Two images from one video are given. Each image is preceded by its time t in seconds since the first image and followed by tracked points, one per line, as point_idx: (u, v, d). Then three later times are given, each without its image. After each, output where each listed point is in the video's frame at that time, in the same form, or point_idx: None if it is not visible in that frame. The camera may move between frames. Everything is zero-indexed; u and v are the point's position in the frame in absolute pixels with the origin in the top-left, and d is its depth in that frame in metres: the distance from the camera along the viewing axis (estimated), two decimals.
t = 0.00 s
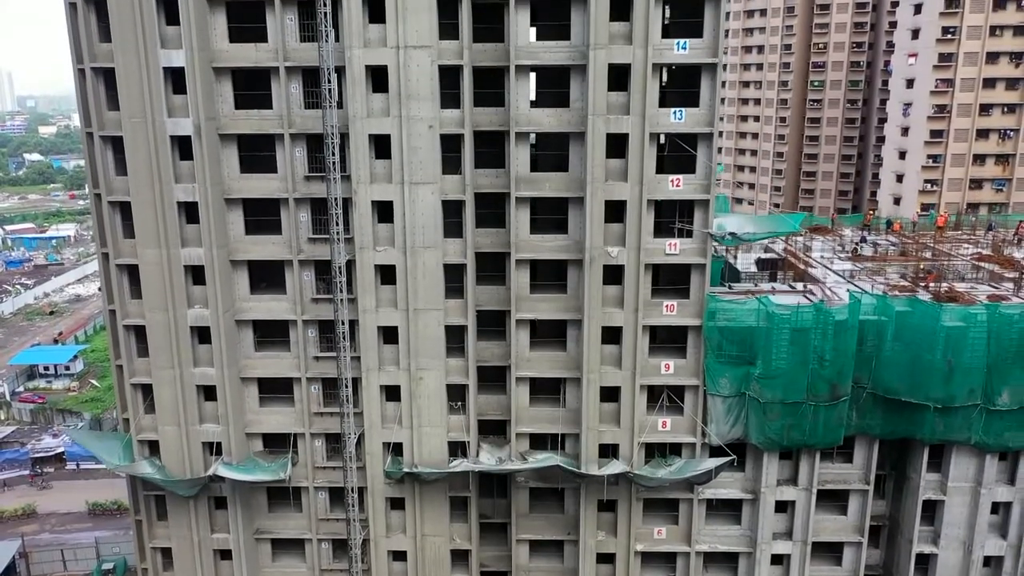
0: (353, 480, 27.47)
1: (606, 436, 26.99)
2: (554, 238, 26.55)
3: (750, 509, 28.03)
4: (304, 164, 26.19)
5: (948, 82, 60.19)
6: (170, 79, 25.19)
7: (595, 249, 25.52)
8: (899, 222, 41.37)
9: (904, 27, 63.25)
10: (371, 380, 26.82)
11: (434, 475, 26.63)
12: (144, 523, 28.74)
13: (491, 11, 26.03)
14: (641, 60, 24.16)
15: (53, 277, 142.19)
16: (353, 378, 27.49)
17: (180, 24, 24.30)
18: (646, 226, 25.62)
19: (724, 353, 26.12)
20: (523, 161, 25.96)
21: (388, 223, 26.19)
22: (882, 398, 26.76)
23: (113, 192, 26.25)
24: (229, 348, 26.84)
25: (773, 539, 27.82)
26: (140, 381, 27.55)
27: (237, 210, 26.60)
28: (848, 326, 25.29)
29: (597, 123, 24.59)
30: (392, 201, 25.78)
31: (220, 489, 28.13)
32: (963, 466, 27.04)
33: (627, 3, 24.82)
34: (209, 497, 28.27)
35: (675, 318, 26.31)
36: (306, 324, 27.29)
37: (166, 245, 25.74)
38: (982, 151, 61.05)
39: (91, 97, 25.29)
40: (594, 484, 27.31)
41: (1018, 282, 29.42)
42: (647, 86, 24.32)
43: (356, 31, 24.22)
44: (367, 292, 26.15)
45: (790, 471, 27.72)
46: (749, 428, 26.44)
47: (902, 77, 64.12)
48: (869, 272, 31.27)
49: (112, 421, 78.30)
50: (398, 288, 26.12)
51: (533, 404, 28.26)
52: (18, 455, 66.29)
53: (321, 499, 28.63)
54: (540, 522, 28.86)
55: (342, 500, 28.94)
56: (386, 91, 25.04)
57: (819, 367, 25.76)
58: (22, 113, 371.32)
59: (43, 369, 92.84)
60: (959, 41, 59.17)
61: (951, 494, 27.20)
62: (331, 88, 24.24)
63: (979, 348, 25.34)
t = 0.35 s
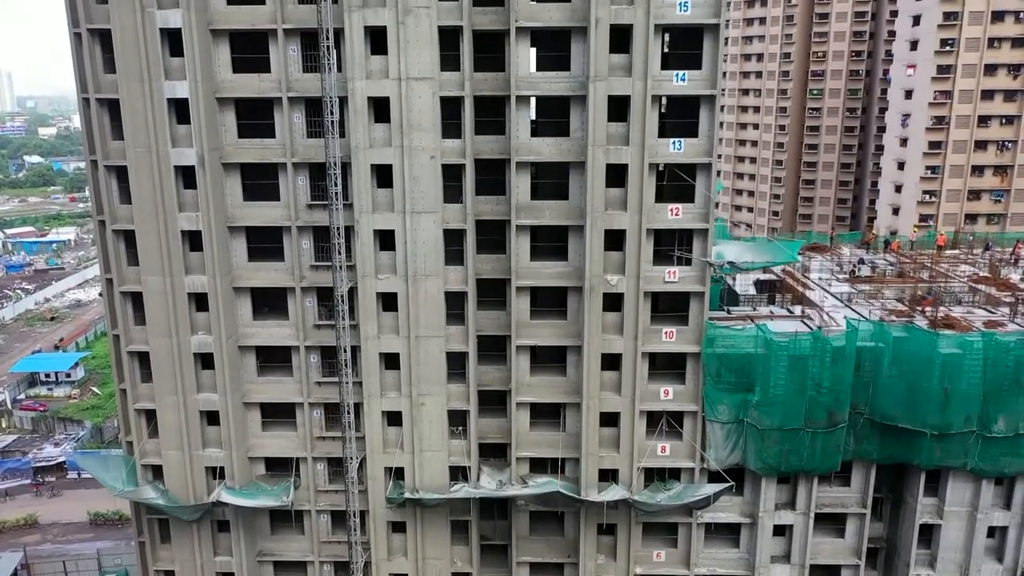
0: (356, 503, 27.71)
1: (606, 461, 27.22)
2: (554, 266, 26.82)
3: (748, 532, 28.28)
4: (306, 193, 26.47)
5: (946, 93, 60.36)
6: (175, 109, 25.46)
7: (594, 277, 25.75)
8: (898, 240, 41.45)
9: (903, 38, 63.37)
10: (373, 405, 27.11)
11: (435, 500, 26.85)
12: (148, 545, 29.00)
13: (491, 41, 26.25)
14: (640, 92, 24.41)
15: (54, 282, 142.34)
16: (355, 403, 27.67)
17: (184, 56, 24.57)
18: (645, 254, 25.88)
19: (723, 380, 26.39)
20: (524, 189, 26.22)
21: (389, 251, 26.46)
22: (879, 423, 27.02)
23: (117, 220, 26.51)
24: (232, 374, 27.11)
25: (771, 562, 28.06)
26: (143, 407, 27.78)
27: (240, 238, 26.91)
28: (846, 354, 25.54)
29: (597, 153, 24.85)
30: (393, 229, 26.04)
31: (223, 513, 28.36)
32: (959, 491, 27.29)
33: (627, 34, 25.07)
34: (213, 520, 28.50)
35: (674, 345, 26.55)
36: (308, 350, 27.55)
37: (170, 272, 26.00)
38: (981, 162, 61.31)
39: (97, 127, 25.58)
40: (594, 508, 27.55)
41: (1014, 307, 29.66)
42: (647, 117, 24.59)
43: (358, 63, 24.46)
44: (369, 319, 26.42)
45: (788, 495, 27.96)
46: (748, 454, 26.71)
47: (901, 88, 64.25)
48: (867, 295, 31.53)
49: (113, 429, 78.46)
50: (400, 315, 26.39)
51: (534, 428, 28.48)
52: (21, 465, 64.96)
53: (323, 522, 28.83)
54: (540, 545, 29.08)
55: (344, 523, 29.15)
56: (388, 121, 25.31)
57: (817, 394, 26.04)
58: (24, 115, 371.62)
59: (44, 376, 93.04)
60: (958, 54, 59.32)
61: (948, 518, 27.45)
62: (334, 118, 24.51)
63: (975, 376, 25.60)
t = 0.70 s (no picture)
0: (357, 525, 27.97)
1: (605, 483, 27.44)
2: (553, 290, 27.07)
3: (746, 554, 28.52)
4: (308, 219, 26.73)
5: (945, 104, 60.49)
6: (178, 137, 25.73)
7: (593, 303, 25.98)
8: (895, 257, 41.65)
9: (901, 48, 63.55)
10: (374, 429, 27.40)
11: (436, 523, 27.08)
12: (150, 565, 29.26)
13: (491, 68, 26.46)
14: (639, 121, 24.63)
15: (54, 286, 142.39)
16: (355, 426, 27.88)
17: (187, 84, 24.83)
18: (644, 280, 26.13)
19: (721, 404, 26.65)
20: (523, 215, 26.48)
21: (390, 276, 26.72)
22: (876, 447, 27.28)
23: (120, 246, 26.72)
24: (234, 397, 27.37)
25: None
26: (146, 430, 27.97)
27: (242, 263, 27.18)
28: (843, 380, 25.80)
29: (597, 181, 25.09)
30: (394, 255, 26.29)
31: (225, 535, 28.60)
32: (955, 514, 27.56)
33: (625, 64, 25.32)
34: (215, 541, 28.79)
35: (673, 369, 26.75)
36: (309, 373, 27.78)
37: (173, 298, 26.23)
38: (979, 173, 61.47)
39: (100, 154, 25.78)
40: (593, 530, 27.78)
41: (1010, 329, 29.93)
42: (645, 146, 24.85)
43: (359, 93, 24.74)
44: (370, 344, 26.67)
45: (785, 517, 28.21)
46: (746, 477, 26.99)
47: (900, 99, 64.45)
48: (864, 316, 31.79)
49: (114, 437, 78.52)
50: (401, 340, 26.65)
51: (533, 449, 28.69)
52: (22, 473, 63.12)
53: (325, 542, 29.07)
54: (540, 565, 29.31)
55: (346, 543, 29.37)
56: (390, 149, 25.59)
57: (814, 419, 26.32)
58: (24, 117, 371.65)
59: (45, 383, 93.17)
60: (956, 65, 59.48)
61: (944, 540, 27.70)
62: (335, 145, 24.71)
63: (971, 402, 25.83)
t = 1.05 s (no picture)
0: (358, 545, 28.26)
1: (604, 505, 27.66)
2: (553, 314, 27.36)
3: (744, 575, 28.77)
4: (310, 244, 26.99)
5: (943, 115, 60.73)
6: (181, 164, 25.91)
7: (592, 328, 26.25)
8: (893, 273, 41.79)
9: (900, 58, 63.78)
10: (375, 452, 27.64)
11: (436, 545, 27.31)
12: None
13: (491, 94, 26.68)
14: (638, 149, 24.85)
15: (55, 291, 142.60)
16: (357, 447, 28.13)
17: (190, 113, 25.05)
18: (643, 305, 26.48)
19: (719, 428, 26.93)
20: (523, 240, 26.75)
21: (391, 301, 26.99)
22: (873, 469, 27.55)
23: (124, 271, 26.96)
24: (236, 421, 27.59)
25: None
26: (149, 453, 28.20)
27: (244, 287, 27.44)
28: (839, 406, 26.10)
29: (596, 209, 25.30)
30: (395, 281, 26.54)
31: (228, 556, 28.92)
32: (951, 535, 27.80)
33: (624, 92, 25.55)
34: (217, 562, 29.20)
35: (672, 394, 27.06)
36: (311, 397, 28.02)
37: (176, 323, 26.47)
38: (977, 183, 61.67)
39: (103, 181, 25.98)
40: (592, 551, 28.03)
41: (1005, 350, 30.19)
42: (644, 174, 24.99)
43: (360, 121, 24.97)
44: (371, 369, 26.93)
45: (783, 538, 28.46)
46: (743, 500, 27.27)
47: (898, 109, 64.70)
48: (861, 336, 32.05)
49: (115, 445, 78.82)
50: (402, 364, 26.91)
51: (533, 471, 28.92)
52: (22, 482, 62.37)
53: (326, 562, 29.31)
54: None
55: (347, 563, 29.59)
56: (391, 176, 25.81)
57: (811, 443, 26.57)
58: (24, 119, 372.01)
59: (46, 391, 93.41)
60: (954, 75, 59.68)
61: (940, 562, 27.95)
62: (337, 173, 24.90)
63: (967, 426, 26.07)
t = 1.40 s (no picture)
0: (359, 568, 28.48)
1: (603, 530, 27.86)
2: (553, 340, 27.58)
3: None
4: (311, 270, 27.26)
5: (941, 126, 60.94)
6: (184, 194, 26.14)
7: (592, 355, 26.52)
8: (890, 291, 41.94)
9: (898, 69, 63.90)
10: (375, 476, 27.85)
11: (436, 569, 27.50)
12: None
13: (491, 123, 26.94)
14: (637, 179, 25.12)
15: (55, 297, 142.64)
16: (358, 472, 28.35)
17: (192, 143, 25.27)
18: (642, 332, 26.71)
19: (717, 454, 27.13)
20: (523, 268, 27.01)
21: (392, 328, 27.22)
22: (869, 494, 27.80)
23: (127, 298, 27.21)
24: (238, 446, 27.77)
25: None
26: (151, 477, 28.47)
27: (247, 313, 27.65)
28: (837, 433, 26.35)
29: (595, 238, 25.50)
30: (395, 308, 26.74)
31: None
32: (947, 559, 28.00)
33: (623, 123, 25.72)
34: None
35: (671, 420, 27.25)
36: (312, 422, 28.22)
37: (179, 350, 26.70)
38: (975, 194, 61.86)
39: (107, 211, 26.25)
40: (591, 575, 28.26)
41: (1002, 373, 30.34)
42: (643, 205, 25.30)
43: (362, 151, 25.18)
44: (372, 395, 27.17)
45: (781, 562, 28.67)
46: (741, 525, 27.50)
47: (896, 120, 64.91)
48: (858, 359, 32.19)
49: (115, 454, 79.03)
50: (403, 390, 27.14)
51: (533, 494, 29.11)
52: (24, 491, 61.77)
53: None
54: None
55: None
56: (392, 205, 26.03)
57: (809, 469, 26.79)
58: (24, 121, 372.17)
59: (47, 398, 93.64)
60: (952, 87, 59.81)
61: None
62: (339, 202, 25.27)
63: (962, 452, 26.29)
